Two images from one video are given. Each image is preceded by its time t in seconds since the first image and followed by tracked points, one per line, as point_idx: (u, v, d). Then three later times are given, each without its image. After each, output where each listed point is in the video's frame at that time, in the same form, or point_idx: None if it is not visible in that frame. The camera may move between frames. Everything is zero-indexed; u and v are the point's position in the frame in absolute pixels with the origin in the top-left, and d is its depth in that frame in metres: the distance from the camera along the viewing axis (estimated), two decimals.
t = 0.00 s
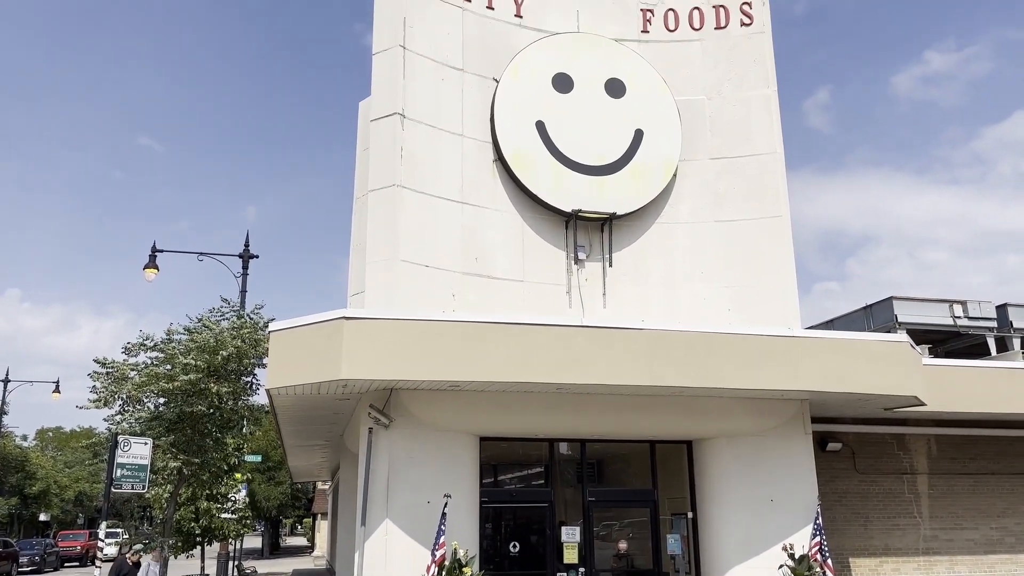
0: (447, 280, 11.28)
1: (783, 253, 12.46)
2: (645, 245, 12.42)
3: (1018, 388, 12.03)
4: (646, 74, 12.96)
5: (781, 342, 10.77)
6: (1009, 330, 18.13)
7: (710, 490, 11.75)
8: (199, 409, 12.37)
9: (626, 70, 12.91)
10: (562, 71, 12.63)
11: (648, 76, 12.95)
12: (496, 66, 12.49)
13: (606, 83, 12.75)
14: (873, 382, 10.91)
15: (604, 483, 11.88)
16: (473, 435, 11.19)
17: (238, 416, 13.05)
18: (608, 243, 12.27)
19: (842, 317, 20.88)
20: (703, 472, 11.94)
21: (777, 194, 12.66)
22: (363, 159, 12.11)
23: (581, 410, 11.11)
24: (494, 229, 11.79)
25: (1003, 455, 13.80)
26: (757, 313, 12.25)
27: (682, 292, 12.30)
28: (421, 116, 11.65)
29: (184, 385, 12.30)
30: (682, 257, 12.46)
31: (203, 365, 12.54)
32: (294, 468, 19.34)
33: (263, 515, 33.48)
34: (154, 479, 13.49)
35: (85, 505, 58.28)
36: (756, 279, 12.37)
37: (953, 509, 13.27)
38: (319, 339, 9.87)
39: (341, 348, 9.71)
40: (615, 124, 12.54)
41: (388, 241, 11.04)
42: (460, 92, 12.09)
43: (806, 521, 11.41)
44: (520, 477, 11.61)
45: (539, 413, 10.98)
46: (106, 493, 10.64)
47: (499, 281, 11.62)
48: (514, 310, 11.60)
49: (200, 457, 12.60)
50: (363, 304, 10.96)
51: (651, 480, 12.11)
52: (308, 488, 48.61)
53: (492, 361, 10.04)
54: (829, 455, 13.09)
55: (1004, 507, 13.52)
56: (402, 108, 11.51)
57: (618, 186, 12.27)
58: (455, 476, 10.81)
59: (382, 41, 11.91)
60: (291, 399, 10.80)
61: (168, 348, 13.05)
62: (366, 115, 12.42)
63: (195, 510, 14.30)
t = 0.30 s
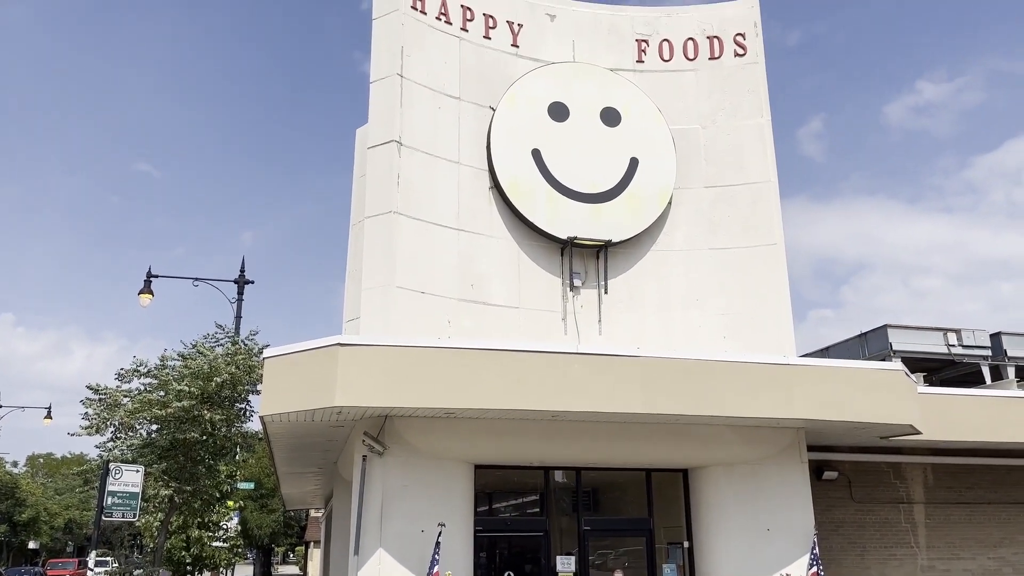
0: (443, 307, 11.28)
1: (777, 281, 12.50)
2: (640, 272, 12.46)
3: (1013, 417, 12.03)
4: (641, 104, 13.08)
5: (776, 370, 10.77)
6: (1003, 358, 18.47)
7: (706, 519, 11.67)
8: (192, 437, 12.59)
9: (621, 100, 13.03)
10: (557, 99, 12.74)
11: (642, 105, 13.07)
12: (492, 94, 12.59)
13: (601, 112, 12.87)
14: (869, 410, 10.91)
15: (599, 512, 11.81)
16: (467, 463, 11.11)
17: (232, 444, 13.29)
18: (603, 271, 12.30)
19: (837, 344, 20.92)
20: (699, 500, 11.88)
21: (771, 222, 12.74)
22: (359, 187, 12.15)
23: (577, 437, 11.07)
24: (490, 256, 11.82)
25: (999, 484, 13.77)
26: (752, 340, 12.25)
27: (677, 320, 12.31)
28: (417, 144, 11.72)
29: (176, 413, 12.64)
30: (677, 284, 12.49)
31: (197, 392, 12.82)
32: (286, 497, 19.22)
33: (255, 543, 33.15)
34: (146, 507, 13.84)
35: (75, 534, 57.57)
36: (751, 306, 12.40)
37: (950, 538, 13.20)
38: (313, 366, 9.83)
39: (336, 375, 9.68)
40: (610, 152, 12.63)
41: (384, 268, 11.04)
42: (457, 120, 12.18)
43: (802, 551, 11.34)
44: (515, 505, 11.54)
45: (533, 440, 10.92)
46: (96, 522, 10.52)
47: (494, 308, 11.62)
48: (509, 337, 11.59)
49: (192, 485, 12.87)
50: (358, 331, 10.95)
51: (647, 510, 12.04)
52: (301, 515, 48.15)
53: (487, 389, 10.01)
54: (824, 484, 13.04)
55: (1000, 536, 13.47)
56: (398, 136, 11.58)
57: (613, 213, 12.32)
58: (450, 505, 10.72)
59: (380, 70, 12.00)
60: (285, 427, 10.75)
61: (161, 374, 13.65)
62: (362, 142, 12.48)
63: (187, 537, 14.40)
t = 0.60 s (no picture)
0: (437, 331, 11.25)
1: (771, 306, 12.51)
2: (634, 297, 12.46)
3: (1008, 444, 12.01)
4: (635, 130, 13.17)
5: (770, 396, 10.74)
6: (998, 384, 18.34)
7: (701, 547, 11.57)
8: (183, 461, 13.31)
9: (615, 126, 13.12)
10: (552, 125, 12.80)
11: (636, 131, 13.16)
12: (487, 120, 12.66)
13: (596, 138, 12.94)
14: (864, 437, 10.87)
15: (593, 539, 11.72)
16: (460, 489, 11.02)
17: (222, 467, 13.98)
18: (597, 295, 12.30)
19: (831, 370, 20.96)
20: (693, 528, 11.79)
21: (764, 248, 12.79)
22: (353, 211, 12.16)
23: (570, 463, 10.99)
24: (484, 281, 11.81)
25: (995, 511, 13.73)
26: (746, 366, 12.24)
27: (671, 345, 12.30)
28: (412, 168, 11.75)
29: (168, 438, 13.32)
30: (671, 310, 12.49)
31: (188, 416, 13.58)
32: (276, 523, 19.08)
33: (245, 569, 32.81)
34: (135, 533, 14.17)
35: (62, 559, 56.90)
36: (745, 332, 12.40)
37: (946, 566, 13.12)
38: (306, 391, 9.77)
39: (328, 400, 9.61)
40: (604, 177, 12.68)
41: (377, 292, 11.02)
42: (452, 145, 12.23)
43: None
44: (508, 532, 11.44)
45: (527, 466, 10.85)
46: (83, 547, 10.37)
47: (488, 332, 11.60)
48: (503, 362, 11.56)
49: (181, 510, 13.47)
50: (351, 355, 10.90)
51: (641, 537, 11.95)
52: (291, 541, 47.68)
53: (481, 414, 9.95)
54: (819, 511, 12.97)
55: (996, 564, 13.40)
56: (393, 161, 11.61)
57: (607, 238, 12.34)
58: (442, 532, 10.62)
59: (375, 95, 12.06)
60: (276, 453, 10.67)
61: (152, 400, 14.21)
62: (357, 167, 12.52)
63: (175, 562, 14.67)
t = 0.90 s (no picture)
0: (430, 352, 11.23)
1: (764, 328, 12.54)
2: (628, 319, 12.47)
3: (1001, 467, 12.01)
4: (628, 152, 13.25)
5: (763, 418, 10.74)
6: (990, 407, 18.42)
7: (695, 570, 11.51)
8: (173, 483, 13.42)
9: (609, 148, 13.20)
10: (546, 147, 12.87)
11: (629, 153, 13.24)
12: (481, 141, 12.72)
13: (589, 160, 13.02)
14: (857, 460, 10.86)
15: (586, 562, 11.65)
16: (453, 511, 10.94)
17: (213, 489, 14.05)
18: (591, 317, 12.31)
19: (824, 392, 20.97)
20: (687, 551, 11.74)
21: (757, 270, 12.85)
22: (347, 231, 12.18)
23: (563, 485, 10.94)
24: (478, 302, 11.82)
25: (988, 534, 13.71)
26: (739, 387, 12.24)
27: (665, 366, 12.30)
28: (407, 190, 11.79)
29: (159, 458, 13.43)
30: (664, 331, 12.51)
31: (180, 437, 13.69)
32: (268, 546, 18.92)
33: None
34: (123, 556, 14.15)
35: None
36: (738, 354, 12.42)
37: None
38: (298, 412, 9.72)
39: (320, 422, 9.56)
40: (597, 199, 12.74)
41: (371, 313, 11.01)
42: (446, 166, 12.28)
43: None
44: (501, 555, 11.37)
45: (520, 488, 10.79)
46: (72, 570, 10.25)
47: (481, 353, 11.59)
48: (496, 383, 11.53)
49: (171, 533, 13.51)
50: (344, 376, 10.87)
51: (634, 560, 11.89)
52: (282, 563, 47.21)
53: (474, 436, 9.91)
54: (813, 534, 12.93)
55: None
56: (388, 182, 11.65)
57: (600, 260, 12.38)
58: (434, 555, 10.54)
59: (370, 116, 12.12)
60: (268, 474, 10.61)
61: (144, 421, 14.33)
62: (352, 187, 12.55)
63: None
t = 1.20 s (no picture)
0: (424, 370, 11.19)
1: (758, 346, 12.55)
2: (622, 336, 12.47)
3: (995, 485, 12.00)
4: (623, 170, 13.30)
5: (758, 437, 10.72)
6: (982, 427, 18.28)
7: None
8: (164, 501, 13.39)
9: (603, 166, 13.26)
10: (540, 164, 12.91)
11: (624, 171, 13.30)
12: (476, 159, 12.76)
13: (584, 177, 13.06)
14: (852, 478, 10.85)
15: None
16: (446, 530, 10.87)
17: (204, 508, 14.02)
18: (585, 334, 12.31)
19: (818, 411, 20.96)
20: (682, 570, 11.67)
21: (751, 288, 12.87)
22: (342, 248, 12.16)
23: (557, 504, 10.88)
24: (472, 319, 11.80)
25: (983, 553, 13.67)
26: (734, 405, 12.23)
27: (659, 383, 12.29)
28: (401, 207, 11.80)
29: (150, 476, 13.40)
30: (659, 349, 12.51)
31: (172, 454, 13.65)
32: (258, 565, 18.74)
33: None
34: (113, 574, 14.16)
35: None
36: (732, 371, 12.41)
37: None
38: (292, 430, 9.66)
39: (313, 440, 9.50)
40: (591, 216, 12.77)
41: (364, 330, 10.97)
42: (441, 183, 12.31)
43: None
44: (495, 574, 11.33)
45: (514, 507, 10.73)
46: None
47: (475, 370, 11.56)
48: (490, 401, 11.50)
49: (161, 552, 13.53)
50: (337, 394, 10.82)
51: None
52: None
53: (467, 454, 9.87)
54: (808, 554, 12.86)
55: None
56: (383, 199, 11.66)
57: (595, 277, 12.38)
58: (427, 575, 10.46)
59: (366, 133, 12.15)
60: (261, 492, 10.52)
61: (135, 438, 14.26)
62: (347, 204, 12.56)
63: None
